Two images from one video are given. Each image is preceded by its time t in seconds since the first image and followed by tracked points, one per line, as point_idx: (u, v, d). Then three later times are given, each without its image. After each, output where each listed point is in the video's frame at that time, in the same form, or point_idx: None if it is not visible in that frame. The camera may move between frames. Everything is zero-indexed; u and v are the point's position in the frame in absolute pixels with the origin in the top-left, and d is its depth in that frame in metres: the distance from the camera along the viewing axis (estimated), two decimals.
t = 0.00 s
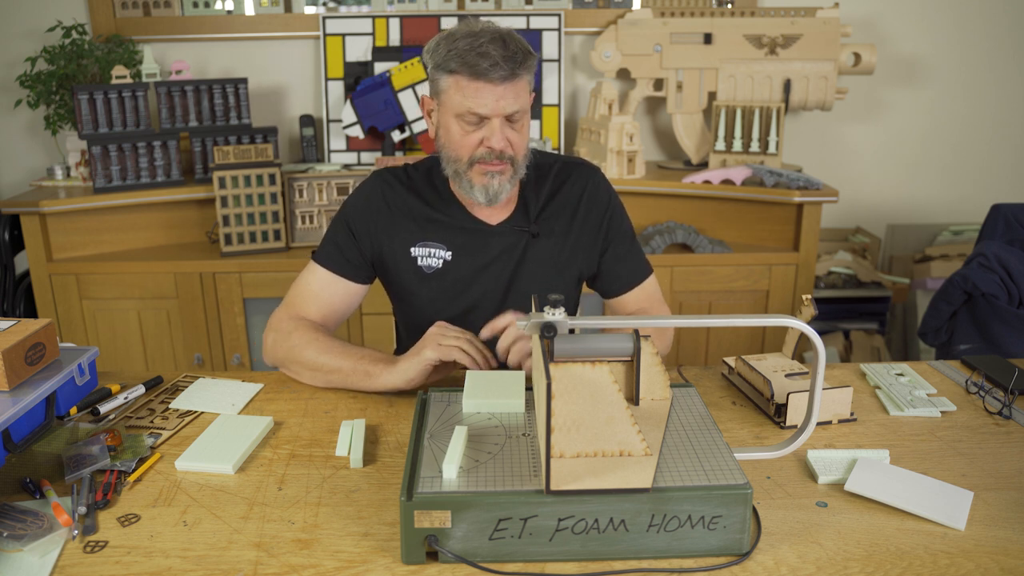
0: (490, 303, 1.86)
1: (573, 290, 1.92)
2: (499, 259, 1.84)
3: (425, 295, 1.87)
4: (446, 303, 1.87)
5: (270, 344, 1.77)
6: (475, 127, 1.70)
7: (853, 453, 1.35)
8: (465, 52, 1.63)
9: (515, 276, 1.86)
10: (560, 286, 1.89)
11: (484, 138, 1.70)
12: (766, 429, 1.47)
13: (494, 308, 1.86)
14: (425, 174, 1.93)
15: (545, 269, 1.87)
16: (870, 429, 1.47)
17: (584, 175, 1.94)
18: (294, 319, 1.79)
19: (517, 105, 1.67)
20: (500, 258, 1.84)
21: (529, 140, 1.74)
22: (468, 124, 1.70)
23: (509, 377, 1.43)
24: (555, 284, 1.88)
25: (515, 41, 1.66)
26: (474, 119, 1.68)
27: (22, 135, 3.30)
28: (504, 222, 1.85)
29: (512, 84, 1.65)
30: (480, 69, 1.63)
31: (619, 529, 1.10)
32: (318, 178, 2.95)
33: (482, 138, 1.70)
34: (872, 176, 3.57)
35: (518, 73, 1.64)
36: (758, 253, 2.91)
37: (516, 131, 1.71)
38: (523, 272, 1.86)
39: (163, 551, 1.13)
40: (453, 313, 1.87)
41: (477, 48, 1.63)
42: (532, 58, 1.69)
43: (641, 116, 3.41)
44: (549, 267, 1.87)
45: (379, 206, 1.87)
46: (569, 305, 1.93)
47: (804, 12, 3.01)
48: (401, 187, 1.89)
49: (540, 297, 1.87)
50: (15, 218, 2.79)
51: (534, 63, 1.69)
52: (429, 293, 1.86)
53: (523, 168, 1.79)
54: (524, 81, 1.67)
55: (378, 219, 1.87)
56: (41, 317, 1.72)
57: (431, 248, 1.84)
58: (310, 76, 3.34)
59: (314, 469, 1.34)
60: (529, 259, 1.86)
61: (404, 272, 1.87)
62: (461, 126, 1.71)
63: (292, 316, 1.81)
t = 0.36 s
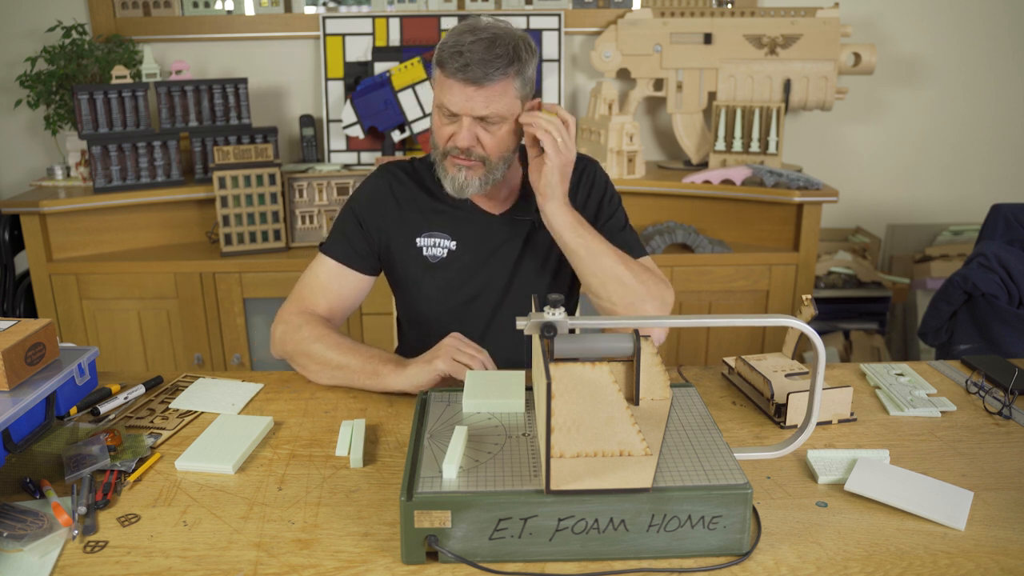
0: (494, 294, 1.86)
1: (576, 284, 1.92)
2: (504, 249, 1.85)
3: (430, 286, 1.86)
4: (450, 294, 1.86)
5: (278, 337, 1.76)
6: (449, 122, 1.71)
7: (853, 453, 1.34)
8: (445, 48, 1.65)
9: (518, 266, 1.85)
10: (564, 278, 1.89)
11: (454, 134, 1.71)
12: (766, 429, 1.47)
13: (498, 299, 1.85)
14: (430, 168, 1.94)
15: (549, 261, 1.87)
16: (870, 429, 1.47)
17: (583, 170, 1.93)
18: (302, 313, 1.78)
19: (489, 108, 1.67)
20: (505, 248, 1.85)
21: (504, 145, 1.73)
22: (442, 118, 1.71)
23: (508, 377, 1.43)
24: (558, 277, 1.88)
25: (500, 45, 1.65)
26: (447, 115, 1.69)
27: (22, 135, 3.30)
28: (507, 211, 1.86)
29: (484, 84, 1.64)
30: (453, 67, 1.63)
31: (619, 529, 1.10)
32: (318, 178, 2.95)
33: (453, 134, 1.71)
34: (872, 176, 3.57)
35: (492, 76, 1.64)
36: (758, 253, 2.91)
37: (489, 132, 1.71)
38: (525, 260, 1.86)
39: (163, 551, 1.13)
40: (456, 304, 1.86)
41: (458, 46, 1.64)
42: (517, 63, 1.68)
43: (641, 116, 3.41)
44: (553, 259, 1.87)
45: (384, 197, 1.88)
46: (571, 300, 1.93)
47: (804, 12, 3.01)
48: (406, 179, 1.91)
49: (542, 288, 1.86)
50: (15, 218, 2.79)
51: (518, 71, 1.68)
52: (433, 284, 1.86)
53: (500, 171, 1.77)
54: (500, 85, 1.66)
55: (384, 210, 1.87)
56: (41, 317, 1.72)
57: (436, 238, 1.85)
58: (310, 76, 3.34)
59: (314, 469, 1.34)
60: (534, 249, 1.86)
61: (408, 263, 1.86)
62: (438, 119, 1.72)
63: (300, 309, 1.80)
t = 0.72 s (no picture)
0: (489, 293, 1.85)
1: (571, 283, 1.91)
2: (499, 249, 1.84)
3: (425, 286, 1.86)
4: (445, 293, 1.86)
5: (277, 337, 1.76)
6: (443, 124, 1.71)
7: (853, 453, 1.34)
8: (439, 51, 1.65)
9: (513, 265, 1.85)
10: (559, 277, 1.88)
11: (449, 136, 1.71)
12: (766, 429, 1.47)
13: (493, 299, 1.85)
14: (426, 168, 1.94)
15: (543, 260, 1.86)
16: (870, 429, 1.47)
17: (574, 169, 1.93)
18: (301, 312, 1.78)
19: (484, 110, 1.67)
20: (500, 247, 1.84)
21: (498, 147, 1.74)
22: (436, 119, 1.71)
23: (508, 377, 1.43)
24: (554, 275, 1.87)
25: (494, 47, 1.65)
26: (441, 116, 1.70)
27: (22, 135, 3.30)
28: (502, 211, 1.85)
29: (478, 87, 1.65)
30: (447, 69, 1.64)
31: (619, 529, 1.10)
32: (318, 178, 2.95)
33: (448, 136, 1.71)
34: (872, 176, 3.57)
35: (487, 79, 1.64)
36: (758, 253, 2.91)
37: (484, 133, 1.71)
38: (520, 259, 1.85)
39: (163, 551, 1.13)
40: (452, 304, 1.86)
41: (452, 48, 1.64)
42: (511, 64, 1.68)
43: (641, 116, 3.41)
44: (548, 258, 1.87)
45: (380, 198, 1.89)
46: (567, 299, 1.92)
47: (804, 12, 3.01)
48: (402, 179, 1.91)
49: (537, 287, 1.86)
50: (15, 218, 2.79)
51: (512, 72, 1.68)
52: (429, 284, 1.86)
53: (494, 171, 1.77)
54: (494, 87, 1.66)
55: (379, 210, 1.88)
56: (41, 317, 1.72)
57: (431, 238, 1.85)
58: (310, 76, 3.34)
59: (314, 469, 1.34)
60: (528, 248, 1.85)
61: (404, 263, 1.87)
62: (432, 120, 1.73)
63: (298, 310, 1.80)
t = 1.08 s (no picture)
0: (485, 296, 1.85)
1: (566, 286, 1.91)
2: (494, 251, 1.84)
3: (420, 289, 1.86)
4: (441, 296, 1.86)
5: (273, 341, 1.76)
6: (444, 131, 1.70)
7: (853, 453, 1.34)
8: (435, 58, 1.63)
9: (508, 268, 1.85)
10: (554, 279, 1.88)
11: (452, 143, 1.71)
12: (766, 429, 1.47)
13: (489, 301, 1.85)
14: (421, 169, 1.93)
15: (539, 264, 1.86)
16: (870, 429, 1.47)
17: (572, 170, 1.92)
18: (296, 316, 1.79)
19: (486, 114, 1.66)
20: (494, 250, 1.84)
21: (501, 150, 1.74)
22: (437, 127, 1.70)
23: (507, 377, 1.43)
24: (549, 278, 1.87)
25: (491, 50, 1.64)
26: (442, 124, 1.69)
27: (22, 135, 3.30)
28: (498, 214, 1.85)
29: (480, 93, 1.64)
30: (447, 76, 1.62)
31: (619, 529, 1.10)
32: (318, 178, 2.95)
33: (450, 143, 1.71)
34: (872, 176, 3.57)
35: (487, 83, 1.64)
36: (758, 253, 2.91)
37: (487, 137, 1.71)
38: (516, 263, 1.85)
39: (163, 551, 1.13)
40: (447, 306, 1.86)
41: (449, 54, 1.63)
42: (508, 66, 1.67)
43: (641, 116, 3.41)
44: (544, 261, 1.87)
45: (374, 201, 1.88)
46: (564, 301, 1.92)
47: (804, 12, 3.01)
48: (396, 182, 1.90)
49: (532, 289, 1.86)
50: (14, 218, 2.78)
51: (509, 74, 1.68)
52: (424, 287, 1.86)
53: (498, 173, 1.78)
54: (494, 91, 1.66)
55: (374, 213, 1.87)
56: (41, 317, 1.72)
57: (426, 241, 1.85)
58: (310, 76, 3.34)
59: (314, 469, 1.34)
60: (524, 251, 1.86)
61: (399, 266, 1.87)
62: (432, 129, 1.71)
63: (295, 313, 1.80)
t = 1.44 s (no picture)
0: (490, 303, 1.86)
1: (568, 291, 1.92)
2: (499, 259, 1.84)
3: (424, 296, 1.86)
4: (445, 302, 1.86)
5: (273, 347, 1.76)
6: (481, 124, 1.70)
7: (853, 453, 1.34)
8: (466, 50, 1.64)
9: (514, 274, 1.86)
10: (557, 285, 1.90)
11: (491, 135, 1.70)
12: (766, 429, 1.47)
13: (494, 307, 1.85)
14: (421, 173, 1.91)
15: (542, 270, 1.88)
16: (870, 429, 1.47)
17: (581, 180, 1.95)
18: (291, 318, 1.79)
19: (523, 98, 1.68)
20: (499, 257, 1.84)
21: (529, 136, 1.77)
22: (473, 122, 1.70)
23: (508, 377, 1.43)
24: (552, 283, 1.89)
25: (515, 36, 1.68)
26: (480, 116, 1.68)
27: (22, 135, 3.30)
28: (504, 220, 1.85)
29: (516, 78, 1.66)
30: (483, 65, 1.63)
31: (619, 529, 1.10)
32: (318, 178, 2.95)
33: (489, 135, 1.70)
34: (873, 176, 3.57)
35: (521, 67, 1.66)
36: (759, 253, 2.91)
37: (521, 125, 1.73)
38: (521, 269, 1.86)
39: (163, 551, 1.13)
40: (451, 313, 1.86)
41: (480, 45, 1.64)
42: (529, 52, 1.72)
43: (641, 116, 3.41)
44: (547, 267, 1.88)
45: (374, 209, 1.87)
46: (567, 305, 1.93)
47: (804, 12, 3.01)
48: (397, 189, 1.88)
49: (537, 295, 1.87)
50: (15, 218, 2.78)
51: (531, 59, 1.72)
52: (429, 294, 1.86)
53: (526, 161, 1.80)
54: (526, 76, 1.69)
55: (375, 221, 1.86)
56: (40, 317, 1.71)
57: (429, 247, 1.84)
58: (310, 76, 3.34)
59: (314, 469, 1.34)
60: (528, 257, 1.86)
61: (402, 273, 1.86)
62: (468, 125, 1.70)
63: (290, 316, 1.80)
